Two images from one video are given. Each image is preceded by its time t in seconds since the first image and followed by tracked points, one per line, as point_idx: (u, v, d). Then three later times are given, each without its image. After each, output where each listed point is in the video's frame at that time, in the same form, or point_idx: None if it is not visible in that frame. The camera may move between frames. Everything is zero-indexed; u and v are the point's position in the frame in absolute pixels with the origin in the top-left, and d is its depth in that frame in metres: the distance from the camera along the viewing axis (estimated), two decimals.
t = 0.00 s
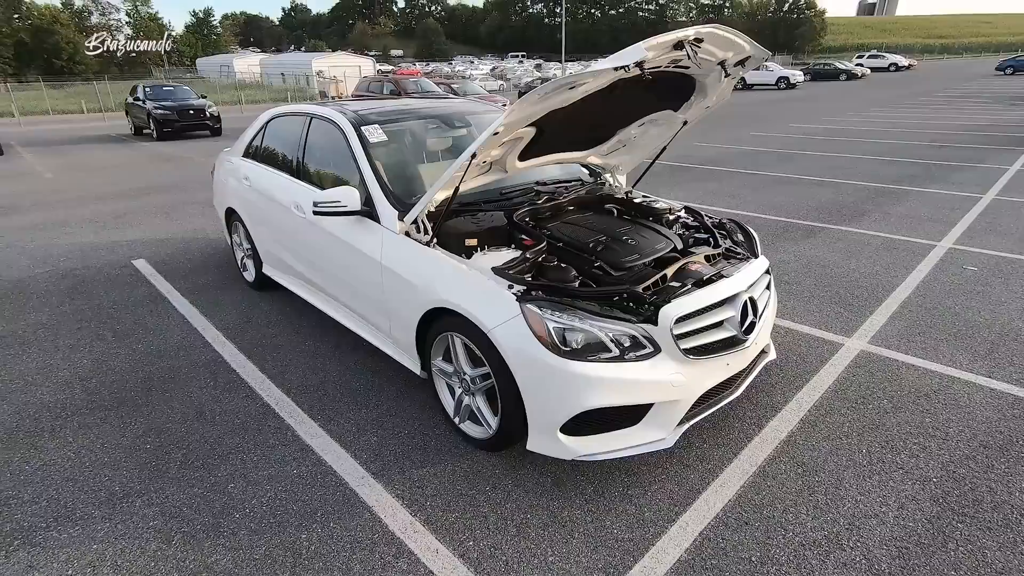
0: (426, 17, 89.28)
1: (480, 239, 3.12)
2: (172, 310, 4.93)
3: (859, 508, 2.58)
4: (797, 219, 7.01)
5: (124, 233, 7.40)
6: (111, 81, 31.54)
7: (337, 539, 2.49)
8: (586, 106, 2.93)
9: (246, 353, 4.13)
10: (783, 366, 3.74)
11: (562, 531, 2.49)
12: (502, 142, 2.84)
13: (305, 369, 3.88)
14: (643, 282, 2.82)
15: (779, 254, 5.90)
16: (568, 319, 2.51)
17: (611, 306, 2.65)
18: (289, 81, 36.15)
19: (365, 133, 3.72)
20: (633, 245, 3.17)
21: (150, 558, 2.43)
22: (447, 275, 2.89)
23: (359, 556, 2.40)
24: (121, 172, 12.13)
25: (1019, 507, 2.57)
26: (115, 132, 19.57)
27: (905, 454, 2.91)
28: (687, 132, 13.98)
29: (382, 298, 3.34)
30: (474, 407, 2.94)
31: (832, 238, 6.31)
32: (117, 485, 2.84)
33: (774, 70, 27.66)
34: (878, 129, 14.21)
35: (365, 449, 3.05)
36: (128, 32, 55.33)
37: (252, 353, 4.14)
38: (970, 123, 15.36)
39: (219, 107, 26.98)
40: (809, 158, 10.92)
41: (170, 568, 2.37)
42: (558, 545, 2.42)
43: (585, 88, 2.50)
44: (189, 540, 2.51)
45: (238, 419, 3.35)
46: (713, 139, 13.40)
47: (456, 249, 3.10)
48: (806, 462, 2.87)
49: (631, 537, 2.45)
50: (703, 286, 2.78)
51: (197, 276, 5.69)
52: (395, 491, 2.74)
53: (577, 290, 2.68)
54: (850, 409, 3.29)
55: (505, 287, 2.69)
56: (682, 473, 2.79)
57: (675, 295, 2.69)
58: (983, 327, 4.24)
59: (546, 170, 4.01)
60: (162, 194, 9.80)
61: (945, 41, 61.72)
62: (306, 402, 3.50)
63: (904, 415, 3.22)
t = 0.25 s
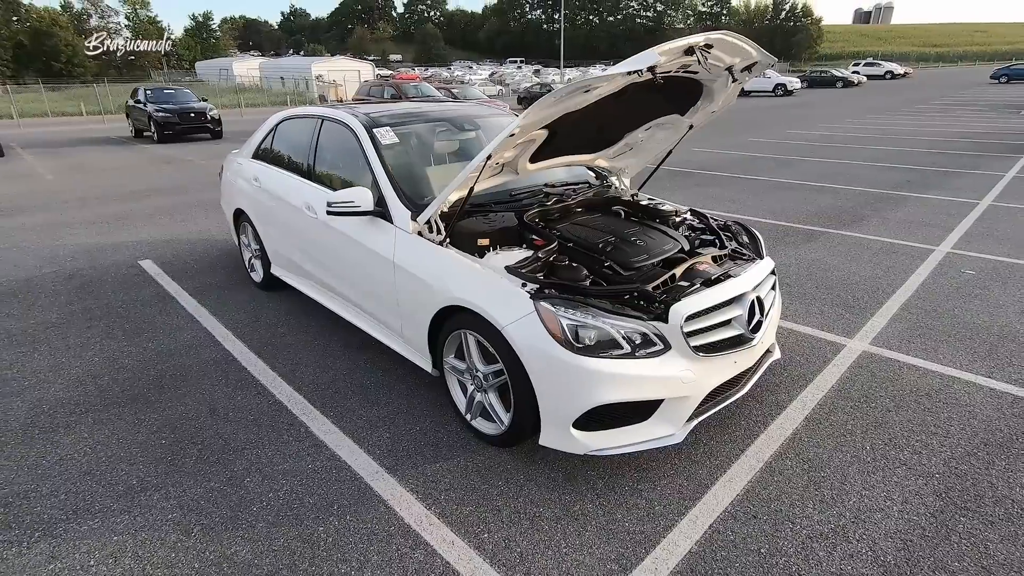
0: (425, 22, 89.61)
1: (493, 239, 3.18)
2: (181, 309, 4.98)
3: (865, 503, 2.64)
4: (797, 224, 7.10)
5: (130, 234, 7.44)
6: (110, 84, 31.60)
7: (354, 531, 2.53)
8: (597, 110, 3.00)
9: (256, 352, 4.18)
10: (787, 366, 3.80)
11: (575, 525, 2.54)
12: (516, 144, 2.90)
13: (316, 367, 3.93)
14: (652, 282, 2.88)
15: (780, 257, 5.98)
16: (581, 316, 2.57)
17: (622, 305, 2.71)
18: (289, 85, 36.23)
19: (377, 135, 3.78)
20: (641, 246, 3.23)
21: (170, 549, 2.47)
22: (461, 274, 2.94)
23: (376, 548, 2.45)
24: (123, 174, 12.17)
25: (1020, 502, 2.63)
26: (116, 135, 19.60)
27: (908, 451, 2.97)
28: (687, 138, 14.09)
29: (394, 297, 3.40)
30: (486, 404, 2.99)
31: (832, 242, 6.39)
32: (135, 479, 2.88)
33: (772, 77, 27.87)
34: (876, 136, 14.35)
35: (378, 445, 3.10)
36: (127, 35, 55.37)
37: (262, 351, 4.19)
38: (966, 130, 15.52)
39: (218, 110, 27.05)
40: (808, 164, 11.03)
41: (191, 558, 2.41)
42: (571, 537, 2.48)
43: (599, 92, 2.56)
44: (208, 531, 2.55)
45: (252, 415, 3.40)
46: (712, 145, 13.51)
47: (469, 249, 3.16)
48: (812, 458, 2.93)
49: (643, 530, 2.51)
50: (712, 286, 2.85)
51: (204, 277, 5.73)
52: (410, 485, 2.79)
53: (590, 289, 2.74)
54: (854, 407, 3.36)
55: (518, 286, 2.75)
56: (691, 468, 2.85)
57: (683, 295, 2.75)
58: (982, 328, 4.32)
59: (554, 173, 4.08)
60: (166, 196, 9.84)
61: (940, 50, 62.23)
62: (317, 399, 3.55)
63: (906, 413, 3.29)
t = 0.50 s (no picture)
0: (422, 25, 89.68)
1: (496, 240, 3.22)
2: (183, 310, 5.00)
3: (862, 499, 2.69)
4: (794, 226, 7.16)
5: (130, 235, 7.46)
6: (107, 85, 31.55)
7: (361, 528, 2.56)
8: (600, 113, 3.05)
9: (259, 352, 4.21)
10: (786, 366, 3.85)
11: (578, 521, 2.58)
12: (519, 147, 2.94)
13: (320, 367, 3.96)
14: (654, 282, 2.93)
15: (777, 258, 6.04)
16: (585, 316, 2.62)
17: (624, 304, 2.76)
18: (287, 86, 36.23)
19: (381, 137, 3.82)
20: (643, 247, 3.29)
21: (179, 545, 2.49)
22: (466, 274, 2.98)
23: (383, 543, 2.48)
24: (122, 175, 12.17)
25: (1014, 498, 2.69)
26: (113, 136, 19.59)
27: (905, 449, 3.03)
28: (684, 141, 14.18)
29: (399, 296, 3.44)
30: (491, 403, 3.03)
31: (828, 244, 6.46)
32: (141, 476, 2.90)
33: (768, 80, 28.01)
34: (871, 139, 14.46)
35: (383, 443, 3.13)
36: (124, 36, 55.28)
37: (266, 352, 4.22)
38: (960, 134, 15.65)
39: (216, 111, 27.04)
40: (804, 167, 11.11)
41: (199, 554, 2.44)
42: (575, 533, 2.52)
43: (603, 95, 2.61)
44: (216, 528, 2.58)
45: (257, 414, 3.43)
46: (709, 147, 13.60)
47: (472, 250, 3.21)
48: (810, 455, 2.98)
49: (645, 526, 2.55)
50: (712, 286, 2.90)
51: (206, 278, 5.75)
52: (415, 483, 2.83)
53: (593, 289, 2.78)
54: (851, 406, 3.41)
55: (523, 286, 2.79)
56: (692, 465, 2.89)
57: (685, 294, 2.80)
58: (977, 329, 4.38)
59: (556, 174, 4.13)
60: (165, 198, 9.85)
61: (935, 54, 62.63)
62: (322, 399, 3.58)
63: (902, 412, 3.34)
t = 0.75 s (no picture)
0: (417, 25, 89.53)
1: (494, 241, 3.23)
2: (179, 313, 4.99)
3: (860, 497, 2.70)
4: (789, 226, 7.19)
5: (125, 238, 7.44)
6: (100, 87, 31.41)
7: (360, 530, 2.56)
8: (597, 114, 3.05)
9: (257, 355, 4.20)
10: (782, 365, 3.87)
11: (578, 521, 2.58)
12: (517, 148, 2.95)
13: (317, 369, 3.96)
14: (651, 282, 2.94)
15: (773, 258, 6.06)
16: (582, 317, 2.62)
17: (622, 305, 2.77)
18: (281, 88, 36.14)
19: (377, 139, 3.83)
20: (640, 248, 3.30)
21: (177, 549, 2.49)
22: (464, 276, 2.98)
23: (382, 545, 2.48)
24: (116, 177, 12.13)
25: (1009, 495, 2.71)
26: (107, 138, 19.51)
27: (901, 447, 3.04)
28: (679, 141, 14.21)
29: (396, 299, 3.44)
30: (489, 404, 3.03)
31: (823, 243, 6.48)
32: (139, 480, 2.89)
33: (762, 80, 28.11)
34: (865, 138, 14.53)
35: (381, 445, 3.13)
36: (118, 37, 55.04)
37: (263, 355, 4.21)
38: (953, 133, 15.74)
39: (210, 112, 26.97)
40: (798, 166, 11.15)
41: (198, 558, 2.44)
42: (574, 533, 2.52)
43: (600, 97, 2.61)
44: (214, 531, 2.57)
45: (254, 417, 3.42)
46: (704, 147, 13.64)
47: (470, 251, 3.21)
48: (808, 454, 2.99)
49: (645, 526, 2.56)
50: (709, 286, 2.91)
51: (202, 280, 5.74)
52: (414, 485, 2.83)
53: (590, 290, 2.79)
54: (847, 405, 3.43)
55: (521, 287, 2.79)
56: (690, 465, 2.90)
57: (682, 294, 2.81)
58: (971, 327, 4.41)
59: (552, 175, 4.14)
60: (160, 200, 9.82)
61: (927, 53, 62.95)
62: (319, 401, 3.57)
63: (898, 411, 3.36)
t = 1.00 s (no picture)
0: (413, 25, 89.40)
1: (489, 242, 3.20)
2: (174, 315, 4.95)
3: (858, 499, 2.68)
4: (786, 225, 7.17)
5: (120, 239, 7.39)
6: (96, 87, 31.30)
7: (355, 535, 2.54)
8: (592, 114, 3.03)
9: (251, 357, 4.17)
10: (780, 365, 3.85)
11: (575, 525, 2.56)
12: (512, 148, 2.92)
13: (312, 372, 3.92)
14: (647, 283, 2.91)
15: (770, 257, 6.04)
16: (578, 318, 2.60)
17: (618, 306, 2.74)
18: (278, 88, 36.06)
19: (372, 139, 3.80)
20: (636, 248, 3.27)
21: (169, 556, 2.45)
22: (459, 277, 2.95)
23: (377, 551, 2.45)
24: (111, 178, 12.07)
25: (1008, 496, 2.69)
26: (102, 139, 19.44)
27: (899, 447, 3.02)
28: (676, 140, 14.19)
29: (391, 300, 3.41)
30: (484, 406, 3.01)
31: (821, 242, 6.47)
32: (131, 486, 2.86)
33: (759, 79, 28.11)
34: (862, 137, 14.53)
35: (376, 449, 3.10)
36: (114, 37, 54.85)
37: (258, 357, 4.18)
38: (949, 131, 15.74)
39: (206, 113, 26.90)
40: (796, 165, 11.14)
41: (189, 565, 2.41)
42: (571, 537, 2.49)
43: (596, 96, 2.58)
44: (207, 538, 2.54)
45: (248, 421, 3.39)
46: (701, 146, 13.63)
47: (465, 252, 3.18)
48: (806, 456, 2.97)
49: (642, 529, 2.53)
50: (706, 287, 2.89)
51: (197, 282, 5.70)
52: (409, 489, 2.80)
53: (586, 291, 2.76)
54: (846, 406, 3.40)
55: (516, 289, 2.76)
56: (688, 467, 2.88)
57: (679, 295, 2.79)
58: (969, 326, 4.39)
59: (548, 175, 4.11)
60: (154, 202, 9.73)
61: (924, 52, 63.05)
62: (314, 404, 3.54)
63: (897, 411, 3.34)
